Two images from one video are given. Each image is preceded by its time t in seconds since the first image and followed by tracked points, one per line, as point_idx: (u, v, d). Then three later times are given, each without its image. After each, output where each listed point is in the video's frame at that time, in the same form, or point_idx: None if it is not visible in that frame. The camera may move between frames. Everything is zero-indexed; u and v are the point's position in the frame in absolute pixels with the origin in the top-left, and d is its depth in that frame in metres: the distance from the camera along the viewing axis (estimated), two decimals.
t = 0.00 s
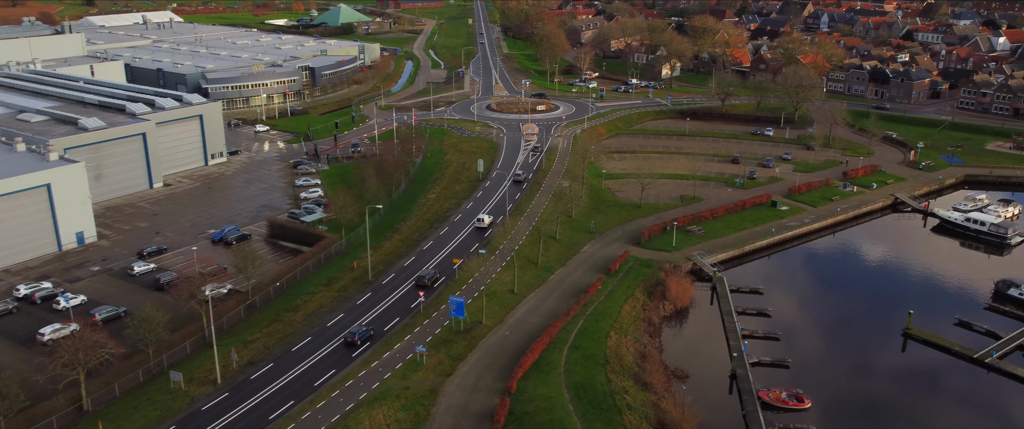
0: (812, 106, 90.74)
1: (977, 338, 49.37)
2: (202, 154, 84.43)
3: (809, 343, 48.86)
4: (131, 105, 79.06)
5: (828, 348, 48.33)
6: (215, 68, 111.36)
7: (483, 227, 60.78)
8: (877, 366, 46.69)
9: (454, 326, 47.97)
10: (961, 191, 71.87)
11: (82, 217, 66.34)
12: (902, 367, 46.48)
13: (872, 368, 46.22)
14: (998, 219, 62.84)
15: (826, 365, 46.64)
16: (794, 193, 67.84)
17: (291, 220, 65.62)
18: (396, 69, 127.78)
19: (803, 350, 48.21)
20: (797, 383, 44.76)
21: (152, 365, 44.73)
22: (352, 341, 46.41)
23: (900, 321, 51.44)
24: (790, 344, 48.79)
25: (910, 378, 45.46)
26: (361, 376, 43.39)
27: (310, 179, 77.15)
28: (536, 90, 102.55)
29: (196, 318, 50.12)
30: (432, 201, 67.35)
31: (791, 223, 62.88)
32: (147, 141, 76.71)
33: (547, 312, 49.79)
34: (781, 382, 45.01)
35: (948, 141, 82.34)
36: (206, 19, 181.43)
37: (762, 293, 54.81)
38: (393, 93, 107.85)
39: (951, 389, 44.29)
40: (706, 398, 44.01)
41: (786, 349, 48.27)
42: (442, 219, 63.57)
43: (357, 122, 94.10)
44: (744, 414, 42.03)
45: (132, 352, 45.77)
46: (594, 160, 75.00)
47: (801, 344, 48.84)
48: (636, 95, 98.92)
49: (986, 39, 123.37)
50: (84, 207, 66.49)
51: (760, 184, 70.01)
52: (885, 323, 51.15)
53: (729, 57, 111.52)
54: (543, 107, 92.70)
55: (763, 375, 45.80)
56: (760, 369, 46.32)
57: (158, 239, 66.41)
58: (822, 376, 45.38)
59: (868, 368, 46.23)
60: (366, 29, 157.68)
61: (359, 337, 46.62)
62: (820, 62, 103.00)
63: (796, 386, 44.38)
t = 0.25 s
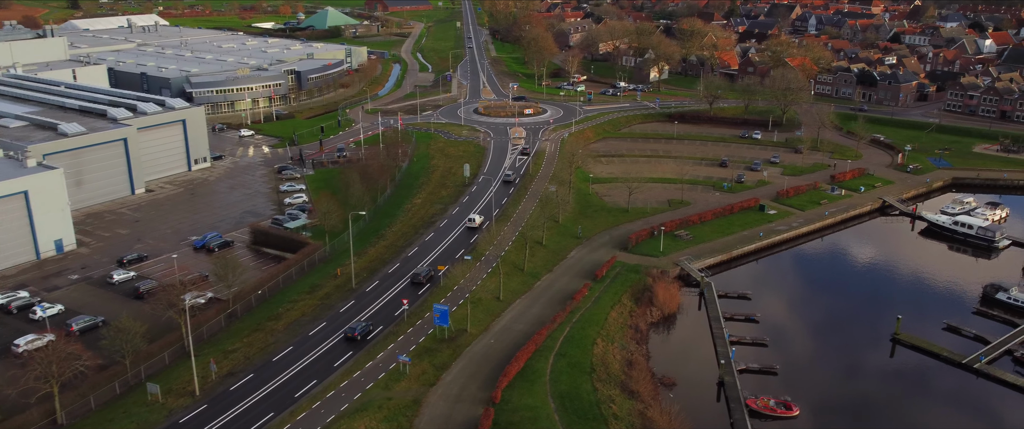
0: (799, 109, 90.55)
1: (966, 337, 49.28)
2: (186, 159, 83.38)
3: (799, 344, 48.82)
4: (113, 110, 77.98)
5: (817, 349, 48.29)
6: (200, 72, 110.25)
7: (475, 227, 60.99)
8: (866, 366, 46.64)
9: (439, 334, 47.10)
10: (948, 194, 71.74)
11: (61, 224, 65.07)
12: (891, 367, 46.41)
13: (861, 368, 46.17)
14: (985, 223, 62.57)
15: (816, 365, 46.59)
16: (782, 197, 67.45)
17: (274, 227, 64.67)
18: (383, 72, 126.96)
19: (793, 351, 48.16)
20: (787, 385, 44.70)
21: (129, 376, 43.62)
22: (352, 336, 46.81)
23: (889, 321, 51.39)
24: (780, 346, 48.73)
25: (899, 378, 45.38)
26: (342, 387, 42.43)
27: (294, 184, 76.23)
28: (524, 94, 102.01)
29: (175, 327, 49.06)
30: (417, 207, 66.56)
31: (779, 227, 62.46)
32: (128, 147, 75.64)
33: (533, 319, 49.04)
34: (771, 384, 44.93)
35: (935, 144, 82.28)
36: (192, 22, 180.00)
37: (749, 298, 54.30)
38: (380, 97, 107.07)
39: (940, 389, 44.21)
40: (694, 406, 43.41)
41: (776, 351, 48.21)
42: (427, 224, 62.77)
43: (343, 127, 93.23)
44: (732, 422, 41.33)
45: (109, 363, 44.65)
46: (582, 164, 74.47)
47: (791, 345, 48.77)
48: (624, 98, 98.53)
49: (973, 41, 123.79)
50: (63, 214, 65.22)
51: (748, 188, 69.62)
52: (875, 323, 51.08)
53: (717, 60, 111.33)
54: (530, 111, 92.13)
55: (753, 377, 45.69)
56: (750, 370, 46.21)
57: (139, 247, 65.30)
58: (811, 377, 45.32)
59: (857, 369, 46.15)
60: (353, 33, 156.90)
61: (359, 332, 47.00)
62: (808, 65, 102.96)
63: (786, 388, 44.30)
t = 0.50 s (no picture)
0: (786, 112, 90.32)
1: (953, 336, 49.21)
2: (166, 166, 82.15)
3: (788, 345, 48.68)
4: (91, 116, 76.73)
5: (806, 349, 48.18)
6: (182, 76, 108.94)
7: (465, 226, 61.32)
8: (855, 367, 46.55)
9: (420, 344, 46.12)
10: (934, 197, 71.54)
11: (36, 233, 63.55)
12: (879, 368, 46.30)
13: (849, 368, 46.06)
14: (971, 226, 62.25)
15: (805, 366, 46.47)
16: (768, 201, 67.03)
17: (255, 234, 63.57)
18: (368, 76, 125.96)
19: (782, 351, 48.05)
20: (776, 385, 44.56)
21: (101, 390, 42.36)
22: (352, 332, 47.28)
23: (878, 320, 51.33)
24: (769, 346, 48.59)
25: (887, 379, 45.27)
26: (321, 399, 41.35)
27: (276, 190, 75.17)
28: (510, 98, 101.36)
29: (150, 339, 47.86)
30: (401, 213, 65.66)
31: (765, 231, 61.98)
32: (107, 153, 74.41)
33: (516, 328, 48.17)
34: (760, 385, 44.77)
35: (921, 146, 82.21)
36: (176, 26, 178.34)
37: (735, 305, 53.58)
38: (365, 101, 106.14)
39: (928, 388, 44.10)
40: (680, 415, 42.67)
41: (765, 351, 48.08)
42: (411, 231, 61.85)
43: (327, 131, 92.21)
44: None
45: (80, 377, 43.40)
46: (567, 169, 73.82)
47: (780, 346, 48.64)
48: (610, 102, 98.06)
49: (958, 43, 124.18)
50: (39, 223, 63.69)
51: (735, 192, 69.18)
52: (864, 323, 51.01)
53: (703, 63, 111.08)
54: (516, 115, 91.48)
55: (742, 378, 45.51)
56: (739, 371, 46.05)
57: (116, 255, 63.99)
58: (800, 378, 45.18)
59: (845, 370, 46.01)
60: (339, 36, 155.91)
61: (359, 328, 47.52)
62: (794, 68, 102.87)
63: (775, 388, 44.16)
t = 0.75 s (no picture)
0: (773, 116, 90.10)
1: (942, 336, 49.31)
2: (148, 171, 80.96)
3: (779, 345, 48.74)
4: (72, 121, 75.53)
5: (796, 350, 48.24)
6: (166, 80, 107.74)
7: (454, 227, 60.96)
8: (845, 367, 46.58)
9: (403, 353, 45.29)
10: (922, 200, 71.44)
11: (14, 241, 61.85)
12: (869, 368, 46.38)
13: (840, 368, 46.12)
14: (959, 229, 61.96)
15: (795, 366, 46.52)
16: (756, 205, 66.64)
17: (237, 241, 62.61)
18: (354, 79, 125.06)
19: (772, 352, 48.09)
20: (766, 386, 44.55)
21: (75, 403, 41.23)
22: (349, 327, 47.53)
23: (867, 320, 51.47)
24: (760, 347, 48.62)
25: (878, 378, 45.34)
26: (301, 411, 40.41)
27: (260, 196, 74.19)
28: (497, 101, 100.73)
29: (128, 350, 46.78)
30: (386, 219, 64.86)
31: (753, 236, 61.55)
32: (87, 159, 73.20)
33: (501, 336, 47.44)
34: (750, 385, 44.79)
35: (908, 149, 82.15)
36: (161, 29, 176.85)
37: (724, 310, 53.15)
38: (351, 105, 105.27)
39: (917, 387, 44.18)
40: (667, 423, 42.05)
41: (755, 352, 48.10)
42: (395, 237, 61.05)
43: (312, 136, 91.27)
44: None
45: (54, 390, 42.27)
46: (554, 173, 73.27)
47: (770, 347, 48.67)
48: (598, 105, 97.61)
49: (944, 46, 124.50)
50: (16, 232, 61.89)
51: (722, 196, 68.77)
52: (853, 323, 51.13)
53: (692, 66, 110.80)
54: (503, 119, 90.87)
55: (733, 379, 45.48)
56: (729, 372, 46.04)
57: (96, 263, 62.78)
58: (790, 378, 45.19)
59: (835, 370, 46.05)
60: (326, 39, 155.06)
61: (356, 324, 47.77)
62: (782, 71, 102.75)
63: (765, 389, 44.14)
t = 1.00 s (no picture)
0: (759, 119, 89.84)
1: (928, 336, 49.46)
2: (127, 177, 79.61)
3: (767, 347, 48.75)
4: (47, 127, 74.09)
5: (784, 351, 48.29)
6: (146, 84, 106.31)
7: (442, 226, 61.21)
8: (833, 368, 46.64)
9: (383, 364, 44.26)
10: (907, 203, 71.28)
11: None
12: (857, 367, 46.54)
13: (828, 369, 46.26)
14: (944, 233, 61.70)
15: (783, 367, 46.53)
16: (741, 209, 66.20)
17: (215, 249, 61.43)
18: (339, 83, 124.02)
19: (760, 353, 48.11)
20: (755, 387, 44.52)
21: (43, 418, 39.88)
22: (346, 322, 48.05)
23: (854, 321, 51.60)
24: (748, 349, 48.62)
25: (866, 378, 45.48)
26: (277, 424, 39.24)
27: (240, 202, 73.06)
28: (482, 105, 100.01)
29: (100, 362, 45.46)
30: (367, 225, 63.91)
31: (738, 241, 61.05)
32: (63, 166, 71.77)
33: (483, 345, 46.56)
34: (739, 387, 44.74)
35: (893, 152, 82.10)
36: (144, 33, 175.11)
37: (709, 316, 52.55)
38: (335, 110, 104.27)
39: (904, 387, 44.24)
40: None
41: (743, 354, 48.10)
42: (377, 244, 60.10)
43: (294, 141, 90.16)
44: None
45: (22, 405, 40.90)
46: (539, 178, 72.63)
47: (758, 348, 48.68)
48: (583, 109, 97.07)
49: (928, 48, 125.01)
50: None
51: (707, 200, 68.32)
52: (840, 324, 51.25)
53: (677, 68, 110.51)
54: (488, 123, 90.15)
55: (721, 381, 45.40)
56: (718, 374, 45.97)
57: (70, 272, 61.34)
58: (779, 379, 45.19)
59: (824, 370, 46.16)
60: (311, 43, 154.00)
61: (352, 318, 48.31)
62: (767, 74, 102.62)
63: (754, 391, 44.10)
